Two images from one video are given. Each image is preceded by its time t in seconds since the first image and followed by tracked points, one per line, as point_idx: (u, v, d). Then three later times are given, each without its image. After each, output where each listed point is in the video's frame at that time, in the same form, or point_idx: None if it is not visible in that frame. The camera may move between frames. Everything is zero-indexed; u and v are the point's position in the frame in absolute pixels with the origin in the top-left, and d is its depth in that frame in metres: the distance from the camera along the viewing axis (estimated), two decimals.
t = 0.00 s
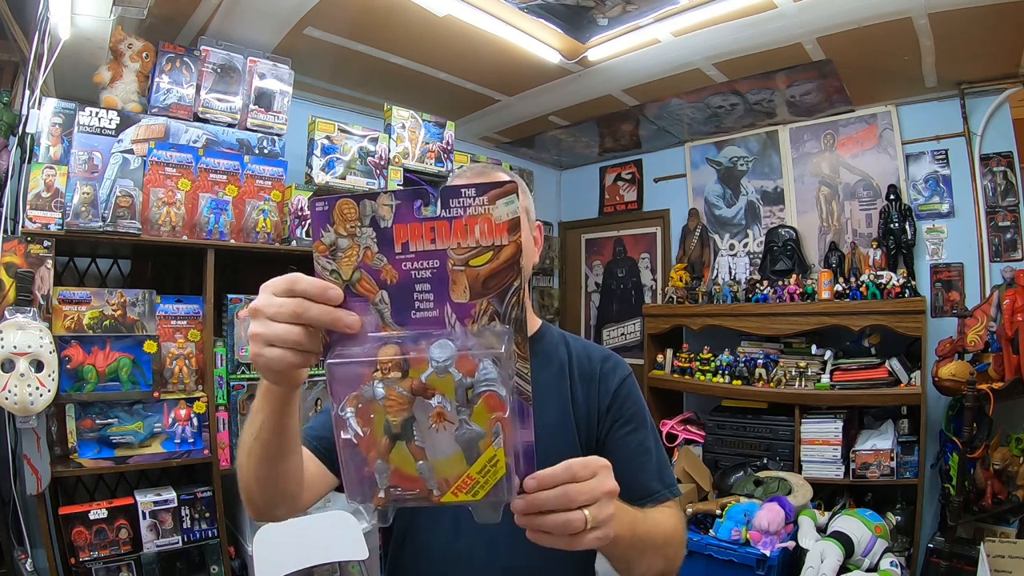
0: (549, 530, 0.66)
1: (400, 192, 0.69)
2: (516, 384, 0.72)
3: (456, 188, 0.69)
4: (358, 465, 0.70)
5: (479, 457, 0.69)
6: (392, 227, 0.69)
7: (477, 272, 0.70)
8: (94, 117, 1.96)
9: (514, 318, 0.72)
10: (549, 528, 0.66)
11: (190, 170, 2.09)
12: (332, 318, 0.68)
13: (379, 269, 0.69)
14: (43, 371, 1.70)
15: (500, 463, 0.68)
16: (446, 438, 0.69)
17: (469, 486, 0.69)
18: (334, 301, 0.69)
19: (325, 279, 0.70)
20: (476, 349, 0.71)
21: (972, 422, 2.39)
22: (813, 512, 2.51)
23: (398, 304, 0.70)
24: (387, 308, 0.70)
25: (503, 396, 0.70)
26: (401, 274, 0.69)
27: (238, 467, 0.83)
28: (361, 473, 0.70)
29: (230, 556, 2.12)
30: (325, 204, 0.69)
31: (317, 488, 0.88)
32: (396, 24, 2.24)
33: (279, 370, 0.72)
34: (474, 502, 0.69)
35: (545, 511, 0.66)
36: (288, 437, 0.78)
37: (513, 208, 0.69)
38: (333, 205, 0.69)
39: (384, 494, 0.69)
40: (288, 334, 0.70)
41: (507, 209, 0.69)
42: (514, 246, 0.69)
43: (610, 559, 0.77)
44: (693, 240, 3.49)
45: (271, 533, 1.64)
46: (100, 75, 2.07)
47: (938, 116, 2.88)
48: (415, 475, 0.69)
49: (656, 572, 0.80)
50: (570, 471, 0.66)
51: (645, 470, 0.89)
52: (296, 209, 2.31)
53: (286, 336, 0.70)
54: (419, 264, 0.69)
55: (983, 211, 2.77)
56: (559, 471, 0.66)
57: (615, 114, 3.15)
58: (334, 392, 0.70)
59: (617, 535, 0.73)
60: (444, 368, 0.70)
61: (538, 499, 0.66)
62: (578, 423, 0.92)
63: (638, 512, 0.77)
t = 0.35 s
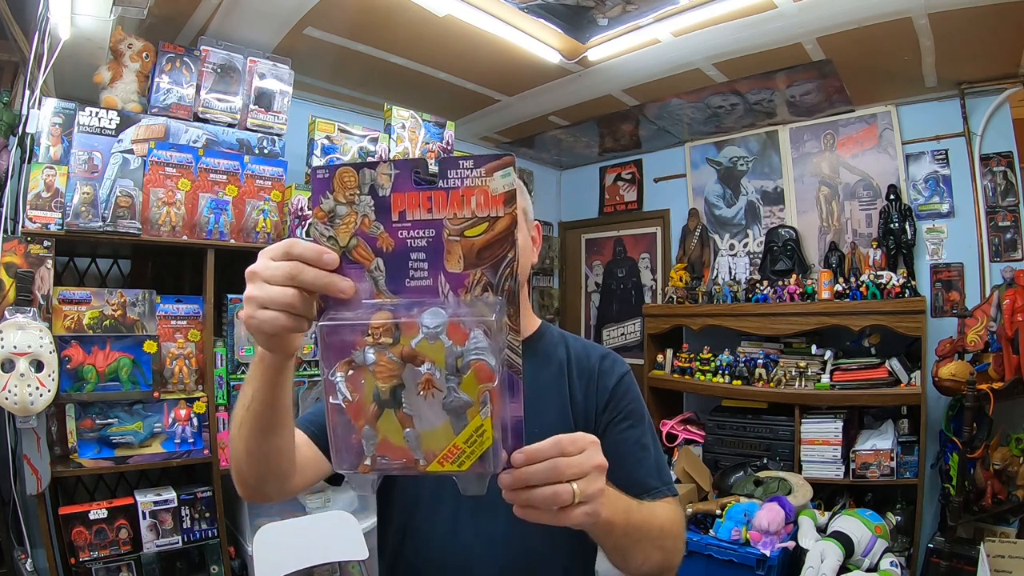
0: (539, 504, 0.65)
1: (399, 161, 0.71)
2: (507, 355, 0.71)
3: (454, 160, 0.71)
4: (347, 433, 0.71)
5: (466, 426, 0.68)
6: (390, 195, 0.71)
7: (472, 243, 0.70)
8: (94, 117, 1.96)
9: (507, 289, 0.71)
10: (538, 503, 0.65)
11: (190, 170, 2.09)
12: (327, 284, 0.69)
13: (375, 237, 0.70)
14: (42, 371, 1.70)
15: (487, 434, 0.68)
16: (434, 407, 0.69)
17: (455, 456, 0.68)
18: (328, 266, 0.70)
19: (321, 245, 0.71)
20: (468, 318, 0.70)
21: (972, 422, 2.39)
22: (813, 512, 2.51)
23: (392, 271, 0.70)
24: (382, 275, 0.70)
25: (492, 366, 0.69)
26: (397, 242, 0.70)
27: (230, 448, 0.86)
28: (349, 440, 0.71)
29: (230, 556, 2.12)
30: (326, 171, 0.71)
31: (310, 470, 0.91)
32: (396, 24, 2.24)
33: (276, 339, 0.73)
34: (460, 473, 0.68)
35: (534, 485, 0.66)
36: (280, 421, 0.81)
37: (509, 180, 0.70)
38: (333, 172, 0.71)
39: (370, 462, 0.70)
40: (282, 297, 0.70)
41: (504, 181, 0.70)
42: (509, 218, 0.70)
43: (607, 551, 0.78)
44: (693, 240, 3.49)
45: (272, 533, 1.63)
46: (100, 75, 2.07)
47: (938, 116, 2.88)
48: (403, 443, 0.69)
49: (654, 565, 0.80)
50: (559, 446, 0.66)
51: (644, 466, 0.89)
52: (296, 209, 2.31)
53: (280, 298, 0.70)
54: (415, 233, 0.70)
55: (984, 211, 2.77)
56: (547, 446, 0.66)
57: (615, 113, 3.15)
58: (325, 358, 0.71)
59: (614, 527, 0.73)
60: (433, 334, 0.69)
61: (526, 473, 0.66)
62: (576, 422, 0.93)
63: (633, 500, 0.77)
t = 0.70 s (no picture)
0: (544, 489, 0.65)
1: (404, 144, 0.70)
2: (511, 338, 0.71)
3: (459, 143, 0.70)
4: (349, 417, 0.71)
5: (468, 406, 0.68)
6: (395, 178, 0.70)
7: (476, 224, 0.70)
8: (94, 117, 1.96)
9: (511, 271, 0.71)
10: (543, 488, 0.65)
11: (190, 170, 2.08)
12: (332, 265, 0.69)
13: (381, 219, 0.70)
14: (43, 371, 1.70)
15: (490, 414, 0.68)
16: (437, 386, 0.69)
17: (458, 438, 0.68)
18: (333, 247, 0.70)
19: (326, 227, 0.70)
20: (470, 297, 0.70)
21: (972, 422, 2.39)
22: (813, 512, 2.51)
23: (397, 253, 0.70)
24: (386, 256, 0.70)
25: (496, 345, 0.69)
26: (402, 224, 0.70)
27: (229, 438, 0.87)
28: (351, 423, 0.71)
29: (230, 556, 2.12)
30: (332, 155, 0.71)
31: (309, 463, 0.91)
32: (396, 24, 2.24)
33: (279, 318, 0.73)
34: (463, 454, 0.68)
35: (538, 471, 0.66)
36: (279, 414, 0.82)
37: (514, 163, 0.70)
38: (339, 155, 0.70)
39: (372, 444, 0.70)
40: (287, 277, 0.70)
41: (507, 163, 0.70)
42: (513, 200, 0.70)
43: (609, 544, 0.78)
44: (693, 240, 3.49)
45: (272, 534, 1.63)
46: (100, 75, 2.07)
47: (938, 116, 2.88)
48: (406, 426, 0.69)
49: (656, 559, 0.80)
50: (563, 430, 0.66)
51: (643, 463, 0.89)
52: (296, 209, 2.31)
53: (285, 279, 0.70)
54: (420, 215, 0.70)
55: (983, 211, 2.77)
56: (552, 430, 0.66)
57: (615, 113, 3.15)
58: (328, 338, 0.70)
59: (616, 519, 0.73)
60: (437, 313, 0.69)
61: (530, 458, 0.66)
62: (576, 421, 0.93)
63: (635, 494, 0.78)
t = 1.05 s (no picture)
0: (545, 480, 0.65)
1: (404, 131, 0.70)
2: (511, 326, 0.72)
3: (459, 131, 0.71)
4: (348, 406, 0.71)
5: (471, 392, 0.69)
6: (395, 165, 0.70)
7: (476, 212, 0.70)
8: (94, 117, 1.96)
9: (511, 258, 0.71)
10: (544, 479, 0.65)
11: (190, 170, 2.08)
12: (330, 253, 0.69)
13: (380, 206, 0.70)
14: (43, 371, 1.70)
15: (492, 401, 0.69)
16: (439, 372, 0.69)
17: (460, 426, 0.69)
18: (332, 234, 0.69)
19: (325, 214, 0.70)
20: (470, 284, 0.70)
21: (972, 422, 2.39)
22: (813, 512, 2.51)
23: (397, 241, 0.70)
24: (385, 244, 0.70)
25: (497, 332, 0.70)
26: (402, 212, 0.70)
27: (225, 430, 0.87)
28: (350, 413, 0.71)
29: (230, 556, 2.12)
30: (331, 142, 0.70)
31: (306, 458, 0.91)
32: (396, 24, 2.24)
33: (276, 307, 0.73)
34: (464, 442, 0.69)
35: (537, 461, 0.66)
36: (275, 407, 0.82)
37: (514, 150, 0.70)
38: (338, 142, 0.70)
39: (370, 434, 0.70)
40: (284, 265, 0.69)
41: (507, 150, 0.70)
42: (512, 187, 0.70)
43: (610, 541, 0.78)
44: (693, 240, 3.49)
45: (272, 533, 1.63)
46: (100, 75, 2.07)
47: (938, 116, 2.88)
48: (406, 416, 0.69)
49: (657, 556, 0.80)
50: (564, 421, 0.67)
51: (642, 460, 0.89)
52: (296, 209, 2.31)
53: (281, 266, 0.69)
54: (419, 202, 0.70)
55: (984, 211, 2.77)
56: (552, 420, 0.66)
57: (615, 113, 3.15)
58: (326, 327, 0.71)
59: (617, 515, 0.73)
60: (438, 300, 0.70)
61: (530, 447, 0.66)
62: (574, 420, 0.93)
63: (636, 489, 0.78)
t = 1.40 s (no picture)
0: (549, 477, 0.65)
1: (404, 122, 0.71)
2: (514, 321, 0.71)
3: (461, 122, 0.71)
4: (347, 403, 0.71)
5: (471, 388, 0.68)
6: (394, 157, 0.70)
7: (478, 204, 0.70)
8: (94, 117, 1.96)
9: (514, 251, 0.71)
10: (549, 477, 0.65)
11: (190, 170, 2.08)
12: (330, 247, 0.68)
13: (379, 199, 0.70)
14: (43, 371, 1.70)
15: (493, 398, 0.68)
16: (439, 367, 0.69)
17: (460, 423, 0.69)
18: (332, 228, 0.69)
19: (324, 207, 0.70)
20: (472, 278, 0.70)
21: (972, 422, 2.39)
22: (813, 512, 2.51)
23: (398, 235, 0.70)
24: (385, 237, 0.70)
25: (499, 327, 0.69)
26: (402, 204, 0.70)
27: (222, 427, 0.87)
28: (350, 409, 0.72)
29: (230, 556, 2.12)
30: (331, 133, 0.71)
31: (303, 457, 0.91)
32: (396, 24, 2.23)
33: (274, 300, 0.73)
34: (465, 439, 0.69)
35: (541, 458, 0.66)
36: (272, 403, 0.82)
37: (516, 141, 0.69)
38: (338, 134, 0.71)
39: (371, 430, 0.71)
40: (282, 258, 0.69)
41: (510, 141, 0.69)
42: (515, 178, 0.70)
43: (611, 541, 0.77)
44: (693, 240, 3.49)
45: (272, 533, 1.63)
46: (100, 75, 2.07)
47: (938, 116, 2.88)
48: (407, 412, 0.70)
49: (657, 556, 0.80)
50: (568, 417, 0.67)
51: (642, 460, 0.89)
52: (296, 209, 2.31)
53: (280, 260, 0.69)
54: (420, 194, 0.70)
55: (984, 211, 2.77)
56: (556, 416, 0.66)
57: (615, 113, 3.15)
58: (326, 322, 0.71)
59: (619, 513, 0.73)
60: (439, 294, 0.70)
61: (534, 445, 0.66)
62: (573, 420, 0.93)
63: (637, 487, 0.78)
